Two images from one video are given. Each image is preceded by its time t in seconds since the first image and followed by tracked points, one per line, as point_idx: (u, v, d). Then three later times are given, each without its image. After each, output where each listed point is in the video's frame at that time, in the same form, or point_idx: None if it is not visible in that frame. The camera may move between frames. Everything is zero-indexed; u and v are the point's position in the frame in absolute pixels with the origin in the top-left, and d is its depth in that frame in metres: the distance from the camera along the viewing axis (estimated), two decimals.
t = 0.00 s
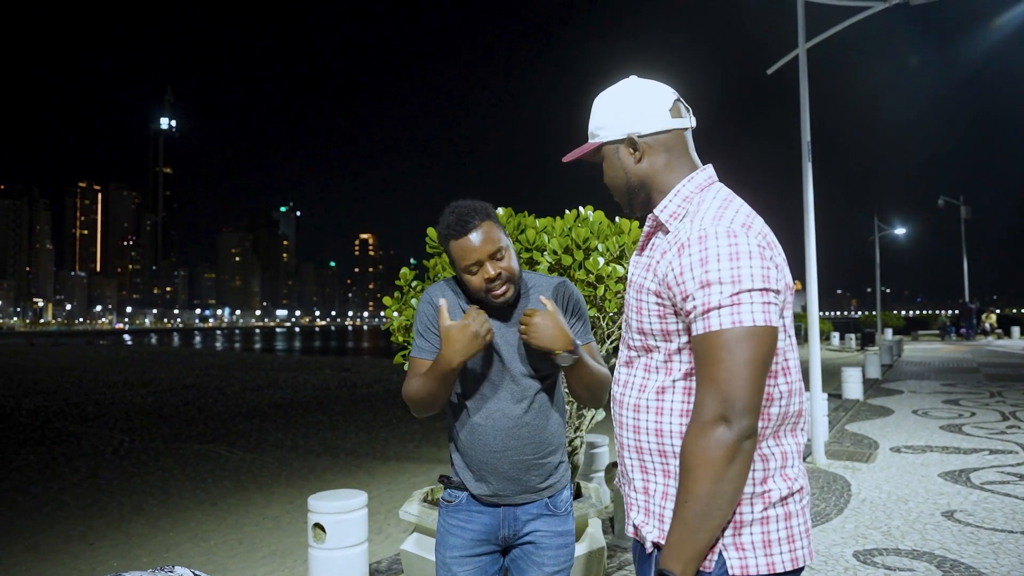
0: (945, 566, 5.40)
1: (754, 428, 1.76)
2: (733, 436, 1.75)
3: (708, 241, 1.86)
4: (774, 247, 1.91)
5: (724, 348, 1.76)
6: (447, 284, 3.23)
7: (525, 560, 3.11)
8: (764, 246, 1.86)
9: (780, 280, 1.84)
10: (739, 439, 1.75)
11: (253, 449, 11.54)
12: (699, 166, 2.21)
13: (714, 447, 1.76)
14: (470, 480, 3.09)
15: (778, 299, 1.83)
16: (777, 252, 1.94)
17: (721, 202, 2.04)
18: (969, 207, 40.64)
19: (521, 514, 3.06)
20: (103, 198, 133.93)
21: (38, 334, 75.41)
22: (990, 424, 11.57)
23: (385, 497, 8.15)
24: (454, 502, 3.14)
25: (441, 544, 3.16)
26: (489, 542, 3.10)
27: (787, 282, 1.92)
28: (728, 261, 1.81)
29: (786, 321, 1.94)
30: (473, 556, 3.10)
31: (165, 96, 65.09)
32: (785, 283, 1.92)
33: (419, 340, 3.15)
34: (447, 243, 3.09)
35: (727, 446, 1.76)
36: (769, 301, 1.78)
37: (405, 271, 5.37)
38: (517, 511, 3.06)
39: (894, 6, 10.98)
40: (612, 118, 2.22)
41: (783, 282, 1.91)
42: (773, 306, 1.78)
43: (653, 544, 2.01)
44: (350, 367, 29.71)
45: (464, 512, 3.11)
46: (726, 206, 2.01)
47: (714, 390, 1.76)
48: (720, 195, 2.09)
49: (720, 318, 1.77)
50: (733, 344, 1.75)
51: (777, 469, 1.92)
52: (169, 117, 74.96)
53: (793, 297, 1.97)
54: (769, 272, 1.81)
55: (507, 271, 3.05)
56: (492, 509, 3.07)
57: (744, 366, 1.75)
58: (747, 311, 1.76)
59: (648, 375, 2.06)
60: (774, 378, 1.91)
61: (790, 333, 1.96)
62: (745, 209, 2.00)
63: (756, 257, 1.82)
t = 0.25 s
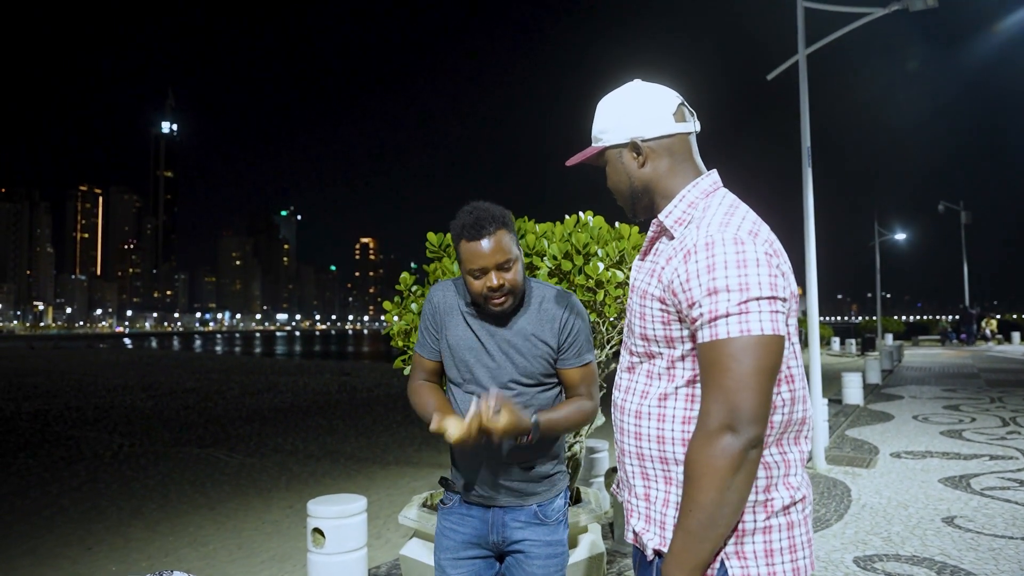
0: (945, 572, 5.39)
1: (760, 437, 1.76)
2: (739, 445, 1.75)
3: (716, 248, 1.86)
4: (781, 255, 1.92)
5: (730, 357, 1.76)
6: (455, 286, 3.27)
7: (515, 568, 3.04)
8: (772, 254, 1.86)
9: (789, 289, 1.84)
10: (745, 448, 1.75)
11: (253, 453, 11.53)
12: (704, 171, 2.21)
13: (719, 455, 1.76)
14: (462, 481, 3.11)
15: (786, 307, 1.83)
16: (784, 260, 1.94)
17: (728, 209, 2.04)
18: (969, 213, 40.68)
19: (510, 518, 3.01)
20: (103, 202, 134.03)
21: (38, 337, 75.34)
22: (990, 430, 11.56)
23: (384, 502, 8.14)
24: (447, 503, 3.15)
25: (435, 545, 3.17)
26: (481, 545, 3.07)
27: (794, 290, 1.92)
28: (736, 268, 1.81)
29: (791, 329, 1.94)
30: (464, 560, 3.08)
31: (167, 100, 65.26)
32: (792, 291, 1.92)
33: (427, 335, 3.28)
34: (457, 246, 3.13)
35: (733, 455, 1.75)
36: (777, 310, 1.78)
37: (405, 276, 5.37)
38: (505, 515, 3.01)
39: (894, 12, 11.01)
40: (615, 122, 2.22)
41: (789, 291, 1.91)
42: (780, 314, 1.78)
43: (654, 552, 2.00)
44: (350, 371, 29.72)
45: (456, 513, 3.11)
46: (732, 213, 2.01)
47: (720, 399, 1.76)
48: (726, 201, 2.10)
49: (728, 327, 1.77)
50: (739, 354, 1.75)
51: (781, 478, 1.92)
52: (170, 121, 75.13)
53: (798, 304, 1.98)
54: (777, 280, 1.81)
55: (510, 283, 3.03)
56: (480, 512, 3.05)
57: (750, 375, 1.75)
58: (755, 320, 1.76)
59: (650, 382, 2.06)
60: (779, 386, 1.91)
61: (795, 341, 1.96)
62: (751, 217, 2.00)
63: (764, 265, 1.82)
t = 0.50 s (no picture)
0: None
1: (763, 440, 1.76)
2: (741, 448, 1.75)
3: (717, 251, 1.87)
4: (782, 258, 1.92)
5: (732, 360, 1.76)
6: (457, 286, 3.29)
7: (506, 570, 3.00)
8: (773, 257, 1.87)
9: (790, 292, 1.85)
10: (748, 451, 1.75)
11: (251, 455, 11.52)
12: (704, 174, 2.22)
13: (721, 458, 1.76)
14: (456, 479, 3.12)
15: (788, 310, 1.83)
16: (785, 263, 1.94)
17: (729, 211, 2.04)
18: (968, 216, 40.70)
19: (498, 520, 2.97)
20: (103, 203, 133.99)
21: (37, 338, 75.26)
22: (989, 433, 11.56)
23: (383, 504, 8.13)
24: (444, 501, 3.16)
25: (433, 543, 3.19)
26: (474, 546, 3.06)
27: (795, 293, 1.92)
28: (738, 271, 1.82)
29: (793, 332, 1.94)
30: (458, 559, 3.07)
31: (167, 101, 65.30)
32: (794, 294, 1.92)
33: (429, 332, 3.33)
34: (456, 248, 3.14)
35: (736, 459, 1.75)
36: (779, 313, 1.78)
37: (404, 278, 5.37)
38: (493, 516, 2.98)
39: (894, 15, 11.01)
40: (615, 126, 2.22)
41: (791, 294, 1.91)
42: (782, 318, 1.78)
43: (656, 555, 2.00)
44: (349, 373, 29.70)
45: (451, 511, 3.12)
46: (733, 215, 2.01)
47: (722, 402, 1.76)
48: (727, 203, 2.10)
49: (730, 330, 1.78)
50: (740, 357, 1.76)
51: (785, 483, 1.92)
52: (170, 123, 75.15)
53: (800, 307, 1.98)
54: (779, 283, 1.81)
55: (502, 289, 3.01)
56: (471, 513, 3.03)
57: (751, 378, 1.75)
58: (757, 324, 1.76)
59: (652, 385, 2.06)
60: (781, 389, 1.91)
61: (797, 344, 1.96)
62: (753, 219, 2.01)
63: (765, 268, 1.82)
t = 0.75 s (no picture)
0: None
1: (763, 440, 1.76)
2: (742, 448, 1.75)
3: (715, 251, 1.87)
4: (781, 257, 1.91)
5: (732, 360, 1.76)
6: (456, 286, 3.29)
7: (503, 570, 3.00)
8: (771, 257, 1.86)
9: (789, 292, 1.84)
10: (749, 451, 1.75)
11: (252, 455, 11.53)
12: (702, 175, 2.22)
13: (721, 459, 1.76)
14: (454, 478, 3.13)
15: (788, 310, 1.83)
16: (784, 263, 1.94)
17: (727, 212, 2.04)
18: (970, 217, 40.68)
19: (494, 520, 2.97)
20: (104, 203, 134.08)
21: (38, 338, 75.30)
22: (990, 434, 11.54)
23: (383, 504, 8.13)
24: (443, 501, 3.17)
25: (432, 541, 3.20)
26: (471, 546, 3.06)
27: (795, 291, 1.92)
28: (737, 272, 1.82)
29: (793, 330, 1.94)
30: (455, 559, 3.08)
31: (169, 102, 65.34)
32: (793, 294, 1.92)
33: (428, 332, 3.34)
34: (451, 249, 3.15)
35: (736, 459, 1.75)
36: (777, 312, 1.78)
37: (404, 278, 5.37)
38: (490, 516, 2.98)
39: (895, 16, 11.01)
40: (613, 126, 2.23)
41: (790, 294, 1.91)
42: (781, 318, 1.78)
43: (657, 556, 2.00)
44: (350, 373, 29.72)
45: (449, 511, 3.12)
46: (731, 215, 2.02)
47: (722, 402, 1.76)
48: (725, 204, 2.10)
49: (729, 331, 1.77)
50: (740, 357, 1.76)
51: (787, 484, 1.91)
52: (172, 124, 75.26)
53: (799, 306, 1.98)
54: (777, 282, 1.81)
55: (495, 289, 3.02)
56: (467, 513, 3.03)
57: (752, 378, 1.75)
58: (756, 323, 1.76)
59: (653, 386, 2.06)
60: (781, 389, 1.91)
61: (798, 344, 1.96)
62: (752, 219, 2.01)
63: (764, 268, 1.82)
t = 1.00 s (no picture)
0: None
1: (763, 439, 1.76)
2: (742, 446, 1.75)
3: (714, 251, 1.87)
4: (780, 257, 1.92)
5: (732, 359, 1.76)
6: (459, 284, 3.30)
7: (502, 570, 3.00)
8: (770, 256, 1.87)
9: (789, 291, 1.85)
10: (749, 450, 1.75)
11: (255, 455, 11.54)
12: (703, 175, 2.22)
13: (721, 458, 1.76)
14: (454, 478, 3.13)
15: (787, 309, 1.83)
16: (783, 263, 1.94)
17: (726, 212, 2.04)
18: (972, 217, 40.61)
19: (492, 519, 2.97)
20: (107, 204, 134.30)
21: (41, 339, 75.41)
22: (993, 434, 11.53)
23: (386, 504, 8.14)
24: (443, 501, 3.18)
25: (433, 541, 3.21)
26: (470, 546, 3.06)
27: (794, 291, 1.93)
28: (736, 271, 1.82)
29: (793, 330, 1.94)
30: (454, 558, 3.08)
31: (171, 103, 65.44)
32: (792, 293, 1.92)
33: (430, 330, 3.35)
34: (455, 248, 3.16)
35: (736, 457, 1.76)
36: (777, 311, 1.78)
37: (405, 278, 5.37)
38: (488, 516, 2.98)
39: (897, 15, 11.00)
40: (614, 125, 2.22)
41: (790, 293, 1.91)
42: (781, 317, 1.78)
43: (658, 555, 2.00)
44: (352, 374, 29.76)
45: (449, 510, 3.13)
46: (731, 215, 2.02)
47: (722, 400, 1.77)
48: (724, 204, 2.10)
49: (729, 330, 1.78)
50: (741, 355, 1.76)
51: (787, 482, 1.91)
52: (174, 125, 75.37)
53: (798, 306, 1.98)
54: (777, 281, 1.81)
55: (492, 286, 3.01)
56: (467, 513, 3.04)
57: (752, 376, 1.75)
58: (756, 322, 1.76)
59: (654, 386, 2.06)
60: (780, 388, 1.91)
61: (798, 343, 1.96)
62: (751, 219, 2.01)
63: (763, 268, 1.82)
